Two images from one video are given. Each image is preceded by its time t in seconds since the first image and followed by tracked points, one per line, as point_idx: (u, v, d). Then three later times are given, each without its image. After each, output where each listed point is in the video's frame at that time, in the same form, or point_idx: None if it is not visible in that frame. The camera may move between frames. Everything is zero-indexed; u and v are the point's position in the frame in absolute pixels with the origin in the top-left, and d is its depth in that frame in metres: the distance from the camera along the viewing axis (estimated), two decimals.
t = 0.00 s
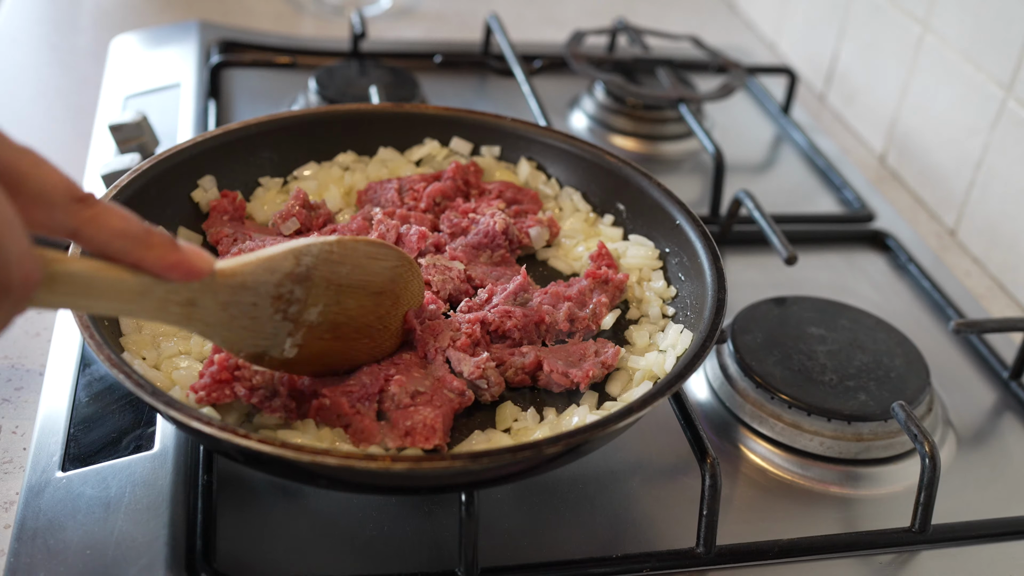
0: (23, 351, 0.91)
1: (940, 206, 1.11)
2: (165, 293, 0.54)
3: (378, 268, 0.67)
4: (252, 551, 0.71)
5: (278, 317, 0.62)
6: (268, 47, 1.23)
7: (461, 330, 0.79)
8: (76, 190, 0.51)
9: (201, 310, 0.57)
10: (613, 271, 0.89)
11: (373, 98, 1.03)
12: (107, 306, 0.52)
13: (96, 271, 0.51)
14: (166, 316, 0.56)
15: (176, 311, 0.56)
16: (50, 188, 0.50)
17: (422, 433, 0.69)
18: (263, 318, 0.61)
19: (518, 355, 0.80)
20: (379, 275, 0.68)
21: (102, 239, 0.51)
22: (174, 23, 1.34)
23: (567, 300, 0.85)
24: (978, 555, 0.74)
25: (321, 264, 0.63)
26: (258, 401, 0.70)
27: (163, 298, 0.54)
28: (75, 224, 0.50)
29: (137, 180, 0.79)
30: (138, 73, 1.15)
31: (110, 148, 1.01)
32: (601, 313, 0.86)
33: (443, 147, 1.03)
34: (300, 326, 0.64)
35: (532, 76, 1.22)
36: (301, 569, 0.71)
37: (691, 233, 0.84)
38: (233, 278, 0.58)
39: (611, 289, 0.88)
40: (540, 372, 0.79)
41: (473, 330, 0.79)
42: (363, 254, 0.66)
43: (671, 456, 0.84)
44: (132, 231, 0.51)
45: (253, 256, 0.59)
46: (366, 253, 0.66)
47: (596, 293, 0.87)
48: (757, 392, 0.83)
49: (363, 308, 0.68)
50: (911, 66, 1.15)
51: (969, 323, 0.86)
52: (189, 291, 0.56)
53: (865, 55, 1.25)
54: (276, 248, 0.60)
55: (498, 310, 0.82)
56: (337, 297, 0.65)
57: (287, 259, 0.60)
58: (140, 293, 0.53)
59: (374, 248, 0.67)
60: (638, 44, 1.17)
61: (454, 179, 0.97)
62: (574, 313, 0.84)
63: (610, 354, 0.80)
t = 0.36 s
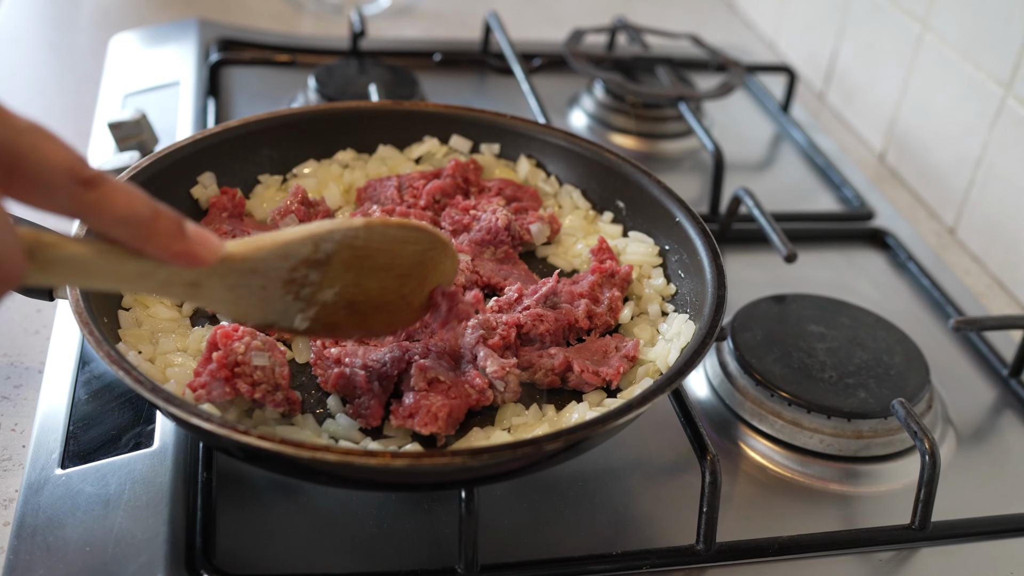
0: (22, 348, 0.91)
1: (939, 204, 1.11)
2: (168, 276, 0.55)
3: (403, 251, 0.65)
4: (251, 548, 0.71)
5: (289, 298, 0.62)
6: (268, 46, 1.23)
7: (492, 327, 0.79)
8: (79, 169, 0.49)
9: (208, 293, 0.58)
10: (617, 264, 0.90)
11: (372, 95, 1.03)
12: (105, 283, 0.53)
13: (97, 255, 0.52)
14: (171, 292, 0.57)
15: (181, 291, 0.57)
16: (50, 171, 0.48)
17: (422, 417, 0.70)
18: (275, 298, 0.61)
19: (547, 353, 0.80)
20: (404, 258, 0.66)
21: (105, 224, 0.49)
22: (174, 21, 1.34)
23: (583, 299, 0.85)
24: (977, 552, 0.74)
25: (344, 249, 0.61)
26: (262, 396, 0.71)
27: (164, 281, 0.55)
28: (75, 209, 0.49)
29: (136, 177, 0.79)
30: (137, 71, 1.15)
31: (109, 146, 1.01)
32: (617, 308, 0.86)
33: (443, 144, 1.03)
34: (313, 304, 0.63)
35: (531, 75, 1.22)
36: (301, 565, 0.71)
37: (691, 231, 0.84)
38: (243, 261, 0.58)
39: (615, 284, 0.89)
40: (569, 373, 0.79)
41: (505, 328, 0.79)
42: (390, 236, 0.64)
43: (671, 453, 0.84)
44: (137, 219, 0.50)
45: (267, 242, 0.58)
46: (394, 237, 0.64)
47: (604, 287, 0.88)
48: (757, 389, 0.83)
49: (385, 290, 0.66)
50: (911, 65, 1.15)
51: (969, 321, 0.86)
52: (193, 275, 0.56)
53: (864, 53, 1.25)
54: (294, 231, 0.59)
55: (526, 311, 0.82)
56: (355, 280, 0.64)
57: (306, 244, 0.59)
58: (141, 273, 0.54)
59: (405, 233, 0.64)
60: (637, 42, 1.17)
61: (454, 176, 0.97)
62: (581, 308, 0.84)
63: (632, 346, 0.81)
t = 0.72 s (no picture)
0: (21, 348, 0.91)
1: (938, 205, 1.11)
2: (229, 265, 0.54)
3: (474, 245, 0.66)
4: (250, 548, 0.71)
5: (352, 286, 0.63)
6: (268, 45, 1.23)
7: (529, 325, 0.79)
8: (137, 159, 0.45)
9: (267, 281, 0.58)
10: (616, 264, 0.90)
11: (371, 95, 1.03)
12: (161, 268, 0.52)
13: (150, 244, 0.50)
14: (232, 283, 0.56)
15: (240, 278, 0.56)
16: (107, 163, 0.44)
17: (452, 419, 0.70)
18: (339, 286, 0.62)
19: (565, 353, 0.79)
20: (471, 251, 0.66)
21: (165, 218, 0.46)
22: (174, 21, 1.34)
23: (584, 299, 0.85)
24: (976, 553, 0.74)
25: (414, 236, 0.62)
26: (260, 396, 0.71)
27: (223, 269, 0.54)
28: (137, 204, 0.45)
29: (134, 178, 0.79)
30: (137, 71, 1.15)
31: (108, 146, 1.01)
32: (617, 308, 0.86)
33: (442, 144, 1.03)
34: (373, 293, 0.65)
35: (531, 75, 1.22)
36: (300, 566, 0.71)
37: (690, 231, 0.83)
38: (305, 255, 0.57)
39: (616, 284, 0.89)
40: (577, 374, 0.79)
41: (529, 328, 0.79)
42: (459, 230, 0.64)
43: (670, 454, 0.84)
44: (199, 212, 0.47)
45: (333, 234, 0.58)
46: (466, 228, 0.64)
47: (605, 287, 0.88)
48: (756, 390, 0.83)
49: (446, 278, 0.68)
50: (910, 65, 1.15)
51: (968, 321, 0.86)
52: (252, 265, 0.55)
53: (865, 53, 1.25)
54: (361, 224, 0.59)
55: (543, 313, 0.82)
56: (416, 267, 0.65)
57: (379, 231, 0.60)
58: (197, 265, 0.53)
59: (478, 225, 0.65)
60: (637, 43, 1.17)
61: (453, 176, 0.97)
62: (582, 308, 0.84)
63: (636, 344, 0.81)
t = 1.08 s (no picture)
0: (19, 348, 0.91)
1: (937, 206, 1.11)
2: (244, 298, 0.56)
3: (458, 276, 0.65)
4: (248, 549, 0.71)
5: (354, 322, 0.62)
6: (267, 46, 1.23)
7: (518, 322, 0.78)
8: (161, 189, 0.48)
9: (279, 317, 0.59)
10: (616, 264, 0.90)
11: (370, 96, 1.03)
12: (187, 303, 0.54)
13: (176, 277, 0.52)
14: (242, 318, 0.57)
15: (252, 314, 0.57)
16: (136, 191, 0.47)
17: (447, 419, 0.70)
18: (340, 324, 0.62)
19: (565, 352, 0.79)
20: (457, 284, 0.65)
21: (188, 246, 0.49)
22: (173, 21, 1.34)
23: (583, 299, 0.85)
24: (974, 554, 0.74)
25: (404, 273, 0.62)
26: (259, 397, 0.71)
27: (242, 303, 0.56)
28: (163, 229, 0.48)
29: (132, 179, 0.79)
30: (136, 71, 1.15)
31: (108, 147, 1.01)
32: (616, 308, 0.86)
33: (441, 145, 1.03)
34: (372, 330, 0.64)
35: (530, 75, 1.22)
36: (298, 567, 0.71)
37: (689, 232, 0.84)
38: (313, 285, 0.58)
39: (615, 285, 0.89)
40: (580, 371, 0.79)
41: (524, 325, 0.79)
42: (444, 267, 0.63)
43: (668, 455, 0.84)
44: (220, 240, 0.49)
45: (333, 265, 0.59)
46: (450, 263, 0.64)
47: (604, 287, 0.88)
48: (755, 390, 0.83)
49: (440, 316, 0.67)
50: (909, 66, 1.15)
51: (967, 322, 0.86)
52: (267, 298, 0.57)
53: (863, 54, 1.25)
54: (357, 257, 0.59)
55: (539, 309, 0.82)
56: (413, 304, 0.64)
57: (369, 268, 0.60)
58: (216, 298, 0.54)
59: (458, 258, 0.64)
60: (636, 43, 1.17)
61: (452, 177, 0.97)
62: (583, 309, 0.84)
63: (637, 342, 0.81)
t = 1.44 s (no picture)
0: (18, 348, 0.91)
1: (936, 206, 1.12)
2: (236, 278, 0.53)
3: (454, 259, 0.66)
4: (248, 548, 0.71)
5: (345, 302, 0.61)
6: (266, 45, 1.23)
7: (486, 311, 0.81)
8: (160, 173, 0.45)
9: (270, 296, 0.56)
10: (616, 262, 0.90)
11: (370, 95, 1.03)
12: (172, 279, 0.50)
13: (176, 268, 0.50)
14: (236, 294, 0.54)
15: (244, 295, 0.54)
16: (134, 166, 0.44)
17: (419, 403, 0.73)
18: (329, 303, 0.60)
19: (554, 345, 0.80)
20: (451, 266, 0.66)
21: (186, 227, 0.46)
22: (172, 20, 1.34)
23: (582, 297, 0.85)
24: (973, 555, 0.74)
25: (400, 255, 0.62)
26: (258, 396, 0.70)
27: (232, 282, 0.53)
28: (160, 214, 0.45)
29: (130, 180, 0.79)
30: (135, 70, 1.15)
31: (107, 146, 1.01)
32: (619, 306, 0.86)
33: (440, 145, 1.03)
34: (361, 309, 0.62)
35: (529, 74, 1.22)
36: (297, 566, 0.71)
37: (688, 232, 0.84)
38: (307, 265, 0.57)
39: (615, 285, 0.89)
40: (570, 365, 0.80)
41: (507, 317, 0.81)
42: (439, 247, 0.65)
43: (667, 454, 0.84)
44: (215, 225, 0.47)
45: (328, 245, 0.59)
46: (443, 242, 0.64)
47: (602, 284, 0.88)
48: (753, 390, 0.83)
49: (431, 294, 0.66)
50: (908, 66, 1.15)
51: (966, 323, 0.86)
52: (258, 278, 0.54)
53: (862, 54, 1.25)
54: (351, 238, 0.60)
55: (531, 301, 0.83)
56: (405, 283, 0.64)
57: (364, 249, 0.60)
58: (209, 278, 0.51)
59: (455, 240, 0.65)
60: (636, 43, 1.17)
61: (451, 176, 0.97)
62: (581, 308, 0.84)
63: (634, 342, 0.81)
